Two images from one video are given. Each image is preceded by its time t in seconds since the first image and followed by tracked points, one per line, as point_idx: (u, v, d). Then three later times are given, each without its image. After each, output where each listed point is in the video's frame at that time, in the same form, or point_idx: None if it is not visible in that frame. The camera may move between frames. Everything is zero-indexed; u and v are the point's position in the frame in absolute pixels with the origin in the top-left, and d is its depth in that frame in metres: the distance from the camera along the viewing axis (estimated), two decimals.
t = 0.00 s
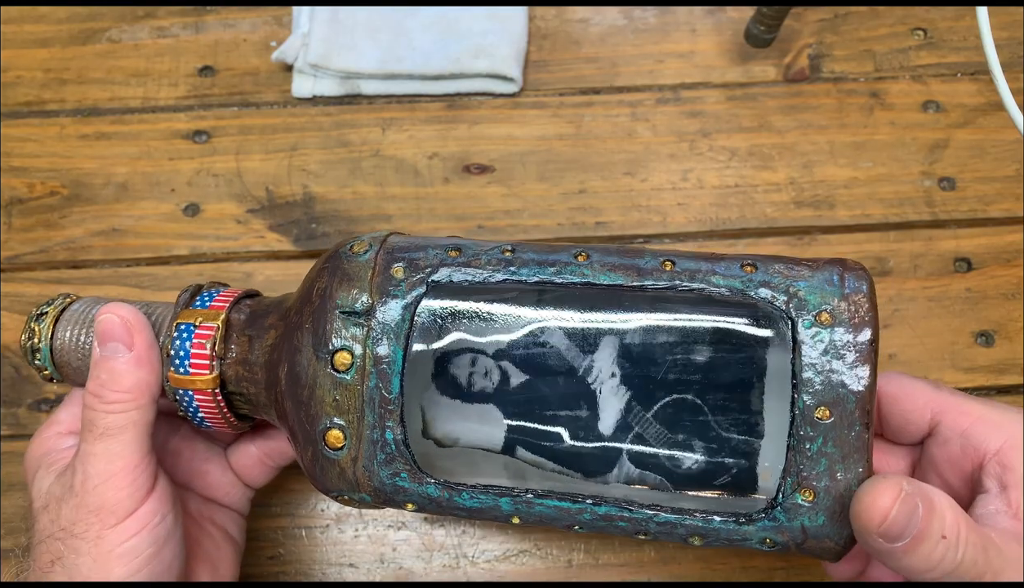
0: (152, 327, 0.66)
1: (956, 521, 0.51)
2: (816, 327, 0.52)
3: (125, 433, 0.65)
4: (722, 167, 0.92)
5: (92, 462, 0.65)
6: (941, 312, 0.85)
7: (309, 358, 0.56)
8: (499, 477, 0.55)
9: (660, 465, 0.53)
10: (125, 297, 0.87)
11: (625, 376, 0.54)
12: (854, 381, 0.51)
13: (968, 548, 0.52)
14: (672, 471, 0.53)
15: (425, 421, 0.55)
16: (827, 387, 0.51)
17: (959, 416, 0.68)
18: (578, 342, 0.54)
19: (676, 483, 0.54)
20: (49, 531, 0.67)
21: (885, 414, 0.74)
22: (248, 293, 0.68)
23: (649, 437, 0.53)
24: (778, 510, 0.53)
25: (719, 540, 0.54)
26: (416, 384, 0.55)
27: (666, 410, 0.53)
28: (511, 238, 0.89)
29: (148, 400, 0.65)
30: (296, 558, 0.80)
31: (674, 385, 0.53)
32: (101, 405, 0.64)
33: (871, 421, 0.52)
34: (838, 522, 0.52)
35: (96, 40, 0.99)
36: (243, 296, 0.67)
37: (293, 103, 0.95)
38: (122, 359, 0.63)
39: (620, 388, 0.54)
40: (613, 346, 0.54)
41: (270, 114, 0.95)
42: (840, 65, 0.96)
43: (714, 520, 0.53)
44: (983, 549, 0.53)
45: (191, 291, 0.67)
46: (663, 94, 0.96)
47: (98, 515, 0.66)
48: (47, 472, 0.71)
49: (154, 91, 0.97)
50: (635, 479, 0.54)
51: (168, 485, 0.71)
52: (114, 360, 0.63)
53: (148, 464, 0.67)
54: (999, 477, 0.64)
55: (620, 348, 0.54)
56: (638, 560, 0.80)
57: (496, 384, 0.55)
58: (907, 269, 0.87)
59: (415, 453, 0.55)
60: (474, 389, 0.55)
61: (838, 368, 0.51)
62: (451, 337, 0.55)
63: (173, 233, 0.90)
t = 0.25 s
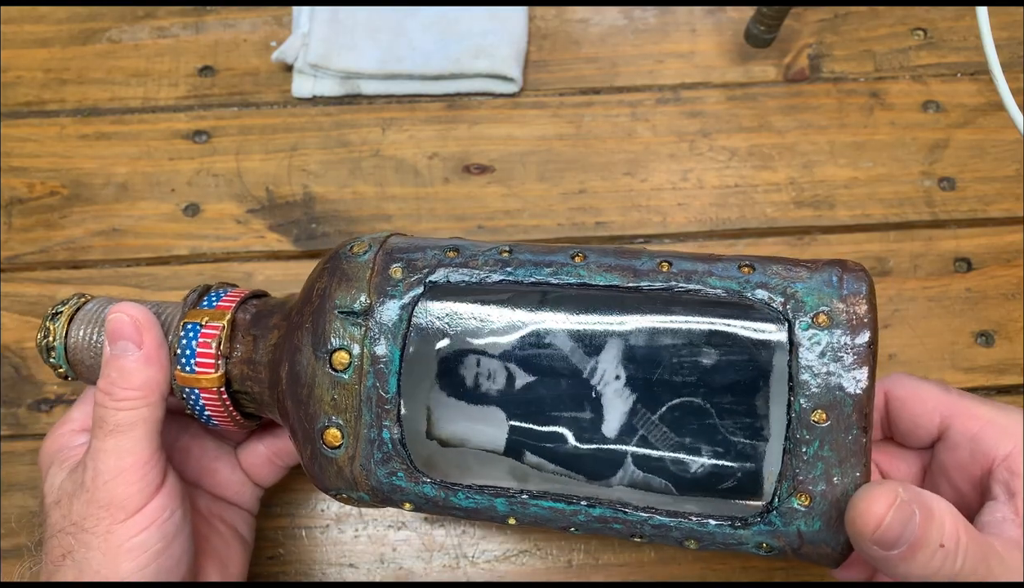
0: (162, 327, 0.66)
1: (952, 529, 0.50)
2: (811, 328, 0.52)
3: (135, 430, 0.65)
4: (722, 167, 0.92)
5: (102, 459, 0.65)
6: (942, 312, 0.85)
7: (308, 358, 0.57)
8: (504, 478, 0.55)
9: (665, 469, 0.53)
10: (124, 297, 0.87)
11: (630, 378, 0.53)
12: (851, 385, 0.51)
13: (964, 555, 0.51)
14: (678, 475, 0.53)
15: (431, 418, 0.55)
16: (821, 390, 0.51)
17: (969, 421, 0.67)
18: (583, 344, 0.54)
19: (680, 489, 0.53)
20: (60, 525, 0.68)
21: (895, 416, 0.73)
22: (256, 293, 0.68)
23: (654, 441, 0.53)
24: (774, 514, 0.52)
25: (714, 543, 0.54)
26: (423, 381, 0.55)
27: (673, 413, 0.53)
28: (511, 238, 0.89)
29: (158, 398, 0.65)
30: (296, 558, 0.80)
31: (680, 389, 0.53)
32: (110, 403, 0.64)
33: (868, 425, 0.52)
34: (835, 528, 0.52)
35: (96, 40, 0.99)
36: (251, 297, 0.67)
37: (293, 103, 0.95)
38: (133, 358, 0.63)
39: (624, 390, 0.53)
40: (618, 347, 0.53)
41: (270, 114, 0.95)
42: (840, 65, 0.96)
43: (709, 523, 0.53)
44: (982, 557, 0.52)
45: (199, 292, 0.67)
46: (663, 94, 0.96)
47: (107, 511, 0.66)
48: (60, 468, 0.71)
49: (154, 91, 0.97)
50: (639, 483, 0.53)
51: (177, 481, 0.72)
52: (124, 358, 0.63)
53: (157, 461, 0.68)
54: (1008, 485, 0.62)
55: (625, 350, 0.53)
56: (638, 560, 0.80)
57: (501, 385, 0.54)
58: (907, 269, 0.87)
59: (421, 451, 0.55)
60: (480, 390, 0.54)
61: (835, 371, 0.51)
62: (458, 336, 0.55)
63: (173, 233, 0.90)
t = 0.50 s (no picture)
0: (166, 320, 0.67)
1: (944, 538, 0.49)
2: (804, 331, 0.51)
3: (139, 422, 0.66)
4: (722, 167, 0.92)
5: (106, 449, 0.66)
6: (941, 312, 0.85)
7: (304, 353, 0.57)
8: (504, 481, 0.55)
9: (665, 473, 0.52)
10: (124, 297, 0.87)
11: (631, 380, 0.53)
12: (843, 391, 0.50)
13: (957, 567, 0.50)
14: (679, 480, 0.52)
15: (433, 417, 0.55)
16: (811, 395, 0.50)
17: (975, 426, 0.63)
18: (584, 346, 0.54)
19: (678, 494, 0.52)
20: (65, 514, 0.69)
21: (898, 421, 0.70)
22: (259, 290, 0.68)
23: (656, 445, 0.52)
24: (764, 522, 0.52)
25: (703, 549, 0.53)
26: (424, 379, 0.55)
27: (675, 417, 0.52)
28: (511, 238, 0.89)
29: (161, 390, 0.66)
30: (296, 558, 0.80)
31: (680, 392, 0.52)
32: (116, 394, 0.65)
33: (862, 432, 0.51)
34: (824, 537, 0.51)
35: (96, 40, 0.99)
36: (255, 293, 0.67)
37: (293, 103, 0.95)
38: (138, 351, 0.64)
39: (626, 393, 0.53)
40: (620, 349, 0.53)
41: (270, 114, 0.95)
42: (840, 65, 0.96)
43: (697, 529, 0.53)
44: (977, 568, 0.50)
45: (204, 287, 0.67)
46: (663, 94, 0.96)
47: (110, 501, 0.67)
48: (66, 459, 0.72)
49: (154, 91, 0.97)
50: (638, 487, 0.53)
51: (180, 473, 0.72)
52: (129, 352, 0.63)
53: (161, 453, 0.68)
54: (1010, 493, 0.58)
55: (627, 352, 0.53)
56: (637, 560, 0.80)
57: (503, 387, 0.54)
58: (907, 269, 0.87)
59: (422, 451, 0.56)
60: (481, 391, 0.55)
61: (826, 376, 0.50)
62: (460, 337, 0.55)
63: (173, 233, 0.90)
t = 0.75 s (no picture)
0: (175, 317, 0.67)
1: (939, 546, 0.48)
2: (800, 337, 0.50)
3: (148, 418, 0.66)
4: (722, 167, 0.92)
5: (116, 444, 0.67)
6: (941, 312, 0.85)
7: (307, 353, 0.58)
8: (505, 479, 0.55)
9: (668, 474, 0.52)
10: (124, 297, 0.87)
11: (634, 380, 0.53)
12: (838, 396, 0.49)
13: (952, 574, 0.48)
14: (680, 481, 0.52)
15: (438, 415, 0.56)
16: (807, 401, 0.50)
17: (975, 430, 0.61)
18: (587, 345, 0.54)
19: (682, 495, 0.52)
20: (76, 506, 0.70)
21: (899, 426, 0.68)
22: (265, 288, 0.68)
23: (658, 446, 0.52)
24: (756, 525, 0.51)
25: (697, 551, 0.53)
26: (429, 378, 0.56)
27: (678, 418, 0.52)
28: (511, 238, 0.89)
29: (171, 386, 0.66)
30: (297, 558, 0.80)
31: (681, 393, 0.52)
32: (126, 390, 0.66)
33: (857, 439, 0.50)
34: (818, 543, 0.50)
35: (96, 40, 0.99)
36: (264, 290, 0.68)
37: (293, 104, 0.95)
38: (148, 348, 0.64)
39: (628, 393, 0.53)
40: (623, 349, 0.53)
41: (270, 114, 0.95)
42: (840, 65, 0.96)
43: (691, 531, 0.53)
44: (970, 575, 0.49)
45: (213, 285, 0.68)
46: (663, 94, 0.96)
47: (119, 494, 0.67)
48: (77, 452, 0.74)
49: (154, 91, 0.97)
50: (639, 487, 0.53)
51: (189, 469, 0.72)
52: (140, 349, 0.64)
53: (170, 448, 0.68)
54: (1009, 499, 0.56)
55: (630, 352, 0.53)
56: (637, 560, 0.79)
57: (507, 385, 0.55)
58: (907, 270, 0.87)
59: (428, 448, 0.56)
60: (484, 389, 0.55)
61: (821, 382, 0.50)
62: (465, 336, 0.55)
63: (173, 233, 0.90)
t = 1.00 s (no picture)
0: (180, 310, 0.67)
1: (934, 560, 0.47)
2: (794, 349, 0.49)
3: (155, 409, 0.67)
4: (722, 167, 0.92)
5: (122, 435, 0.67)
6: (941, 312, 0.85)
7: (303, 353, 0.58)
8: (505, 485, 0.55)
9: (670, 476, 0.52)
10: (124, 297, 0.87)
11: (638, 380, 0.53)
12: (833, 411, 0.48)
13: None
14: (682, 482, 0.52)
15: (444, 408, 0.56)
16: (803, 415, 0.49)
17: (979, 438, 0.58)
18: (591, 345, 0.54)
19: (682, 499, 0.52)
20: (82, 496, 0.70)
21: (904, 430, 0.65)
22: (270, 283, 0.68)
23: (663, 446, 0.52)
24: (747, 538, 0.50)
25: (688, 561, 0.53)
26: (433, 376, 0.56)
27: (682, 419, 0.52)
28: (511, 238, 0.89)
29: (177, 379, 0.67)
30: (297, 559, 0.80)
31: (681, 395, 0.52)
32: (131, 382, 0.66)
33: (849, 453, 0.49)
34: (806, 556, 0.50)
35: (96, 40, 0.99)
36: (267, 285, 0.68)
37: (293, 104, 0.95)
38: (154, 341, 0.64)
39: (632, 392, 0.53)
40: (627, 349, 0.53)
41: (270, 114, 0.95)
42: (840, 66, 0.96)
43: (682, 542, 0.52)
44: None
45: (216, 280, 0.68)
46: (663, 94, 0.96)
47: (124, 485, 0.68)
48: (85, 442, 0.74)
49: (154, 91, 0.97)
50: (640, 489, 0.52)
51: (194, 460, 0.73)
52: (146, 342, 0.64)
53: (175, 441, 0.69)
54: (1010, 511, 0.53)
55: (633, 353, 0.53)
56: (638, 561, 0.79)
57: (510, 379, 0.55)
58: (907, 270, 0.87)
59: (431, 445, 0.56)
60: (486, 384, 0.55)
61: (816, 396, 0.49)
62: (470, 331, 0.56)
63: (173, 233, 0.90)
